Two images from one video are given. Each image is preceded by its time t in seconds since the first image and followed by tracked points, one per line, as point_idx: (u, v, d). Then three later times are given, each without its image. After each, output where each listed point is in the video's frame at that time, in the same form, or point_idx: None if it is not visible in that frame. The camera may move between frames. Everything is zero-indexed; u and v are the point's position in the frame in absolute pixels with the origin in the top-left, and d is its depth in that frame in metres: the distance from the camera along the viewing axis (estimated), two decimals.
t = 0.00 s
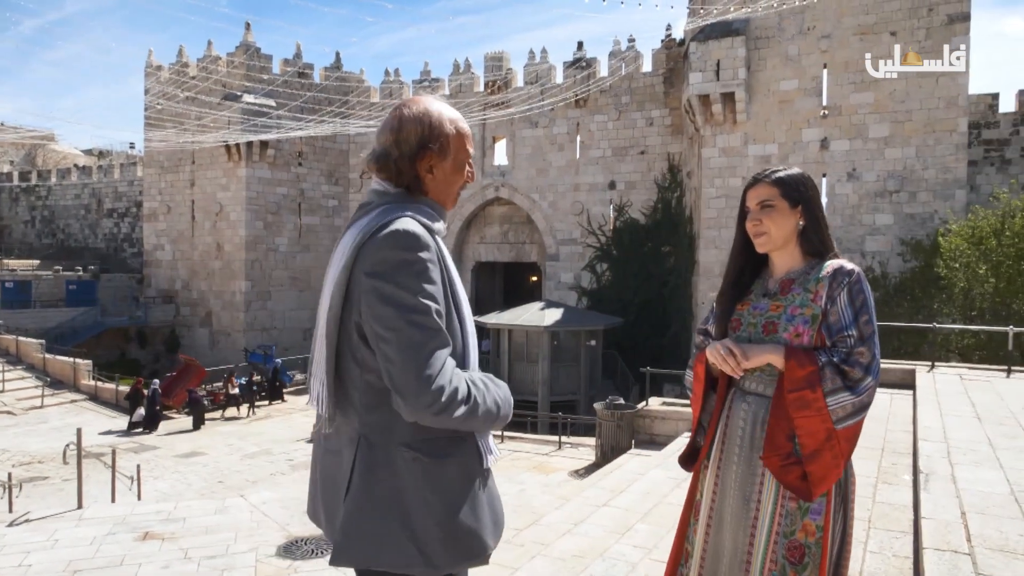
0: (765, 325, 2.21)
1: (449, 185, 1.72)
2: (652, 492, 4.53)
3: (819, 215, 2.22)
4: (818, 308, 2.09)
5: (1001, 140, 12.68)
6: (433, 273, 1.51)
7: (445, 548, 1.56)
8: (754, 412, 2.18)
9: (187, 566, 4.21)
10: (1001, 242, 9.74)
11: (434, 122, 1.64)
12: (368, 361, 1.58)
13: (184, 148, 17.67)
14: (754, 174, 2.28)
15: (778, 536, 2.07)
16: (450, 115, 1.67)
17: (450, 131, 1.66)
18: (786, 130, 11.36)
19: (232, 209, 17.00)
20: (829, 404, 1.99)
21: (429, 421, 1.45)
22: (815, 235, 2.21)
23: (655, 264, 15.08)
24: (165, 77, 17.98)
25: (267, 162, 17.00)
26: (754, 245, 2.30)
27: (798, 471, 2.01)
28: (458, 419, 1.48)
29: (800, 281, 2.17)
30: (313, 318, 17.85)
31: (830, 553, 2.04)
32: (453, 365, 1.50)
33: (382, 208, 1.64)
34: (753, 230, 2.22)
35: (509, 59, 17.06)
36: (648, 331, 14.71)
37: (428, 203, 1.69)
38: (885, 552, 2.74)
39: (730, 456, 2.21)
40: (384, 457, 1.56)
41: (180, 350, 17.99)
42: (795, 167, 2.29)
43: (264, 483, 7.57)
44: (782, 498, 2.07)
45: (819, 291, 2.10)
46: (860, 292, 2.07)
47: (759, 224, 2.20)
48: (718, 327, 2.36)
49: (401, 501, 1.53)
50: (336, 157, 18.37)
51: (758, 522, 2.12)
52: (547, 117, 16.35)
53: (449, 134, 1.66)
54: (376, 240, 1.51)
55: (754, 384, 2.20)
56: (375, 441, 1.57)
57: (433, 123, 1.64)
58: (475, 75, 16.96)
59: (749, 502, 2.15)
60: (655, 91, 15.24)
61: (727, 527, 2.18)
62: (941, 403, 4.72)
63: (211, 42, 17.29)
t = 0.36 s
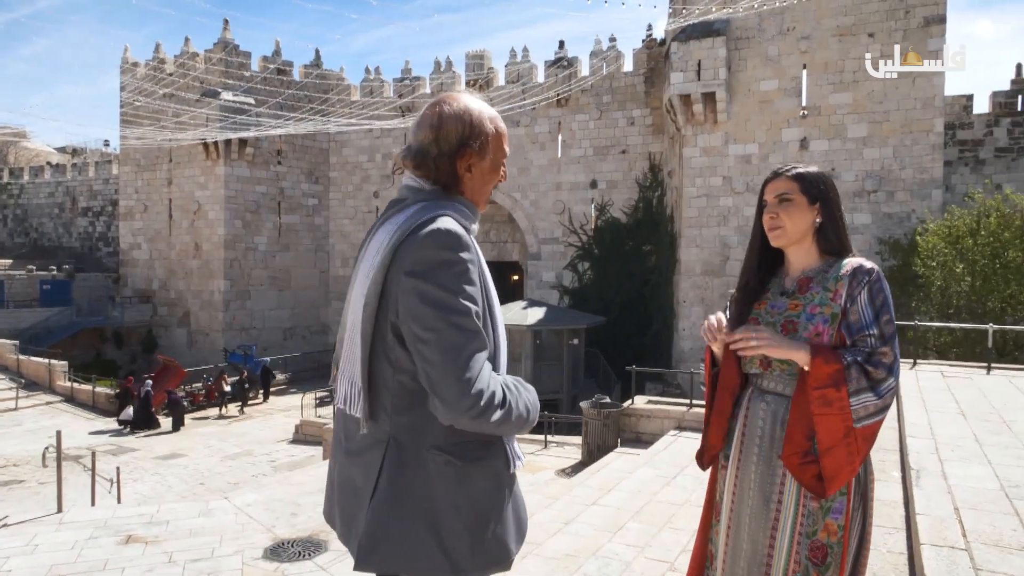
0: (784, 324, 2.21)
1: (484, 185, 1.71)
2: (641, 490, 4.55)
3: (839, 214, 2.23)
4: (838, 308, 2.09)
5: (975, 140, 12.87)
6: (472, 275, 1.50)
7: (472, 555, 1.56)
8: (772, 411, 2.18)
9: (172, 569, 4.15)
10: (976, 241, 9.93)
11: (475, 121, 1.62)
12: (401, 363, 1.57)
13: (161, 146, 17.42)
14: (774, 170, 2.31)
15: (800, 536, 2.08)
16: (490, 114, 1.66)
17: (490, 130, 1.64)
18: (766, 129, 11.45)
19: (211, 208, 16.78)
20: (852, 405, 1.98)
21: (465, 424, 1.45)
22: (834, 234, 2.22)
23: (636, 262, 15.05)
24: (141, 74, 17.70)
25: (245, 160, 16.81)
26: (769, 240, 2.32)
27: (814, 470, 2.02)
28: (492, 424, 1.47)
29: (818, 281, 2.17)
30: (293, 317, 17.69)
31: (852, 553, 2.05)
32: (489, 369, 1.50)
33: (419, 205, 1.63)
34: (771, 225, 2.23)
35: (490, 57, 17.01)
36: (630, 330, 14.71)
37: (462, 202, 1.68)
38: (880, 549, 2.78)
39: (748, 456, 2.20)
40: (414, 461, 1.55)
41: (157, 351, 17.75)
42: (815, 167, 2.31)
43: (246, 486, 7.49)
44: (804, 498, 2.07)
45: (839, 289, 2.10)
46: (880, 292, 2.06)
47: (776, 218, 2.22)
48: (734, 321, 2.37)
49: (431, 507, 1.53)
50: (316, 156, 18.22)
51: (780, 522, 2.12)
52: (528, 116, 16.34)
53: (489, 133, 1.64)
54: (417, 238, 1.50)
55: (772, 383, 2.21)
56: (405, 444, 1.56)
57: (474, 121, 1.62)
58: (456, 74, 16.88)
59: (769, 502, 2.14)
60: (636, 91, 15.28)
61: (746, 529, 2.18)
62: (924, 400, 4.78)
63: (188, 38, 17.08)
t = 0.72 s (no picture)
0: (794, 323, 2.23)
1: (503, 183, 1.71)
2: (630, 489, 4.56)
3: (846, 211, 2.25)
4: (847, 305, 2.11)
5: (954, 140, 13.07)
6: (496, 273, 1.50)
7: (490, 558, 1.56)
8: (784, 410, 2.20)
9: (159, 572, 4.10)
10: (957, 239, 10.09)
11: (495, 119, 1.61)
12: (422, 362, 1.56)
13: (141, 144, 17.22)
14: (779, 168, 2.33)
15: (815, 537, 2.08)
16: (510, 111, 1.65)
17: (509, 128, 1.63)
18: (749, 129, 11.53)
19: (192, 207, 16.61)
20: (863, 400, 1.97)
21: (489, 424, 1.44)
22: (841, 231, 2.23)
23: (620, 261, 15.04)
24: (121, 71, 17.48)
25: (227, 159, 16.65)
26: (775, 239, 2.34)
27: (817, 464, 2.05)
28: (515, 424, 1.46)
29: (827, 279, 2.19)
30: (276, 317, 17.57)
31: (865, 551, 2.07)
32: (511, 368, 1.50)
33: (440, 202, 1.62)
34: (777, 224, 2.25)
35: (474, 56, 16.98)
36: (614, 329, 14.74)
37: (483, 201, 1.67)
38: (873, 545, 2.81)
39: (759, 455, 2.21)
40: (434, 462, 1.54)
41: (138, 351, 17.55)
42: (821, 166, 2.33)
43: (230, 488, 7.42)
44: (819, 497, 2.08)
45: (849, 287, 2.12)
46: (889, 288, 2.07)
47: (782, 216, 2.24)
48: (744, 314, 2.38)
49: (451, 508, 1.52)
50: (299, 155, 18.10)
51: (793, 521, 2.12)
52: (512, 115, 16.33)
53: (509, 131, 1.64)
54: (442, 234, 1.49)
55: (785, 382, 2.23)
56: (426, 444, 1.55)
57: (493, 119, 1.62)
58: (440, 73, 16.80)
59: (782, 502, 2.15)
60: (619, 90, 15.32)
61: (758, 529, 2.18)
62: (910, 398, 4.84)
63: (169, 36, 16.90)
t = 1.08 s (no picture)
0: (799, 325, 2.22)
1: (510, 183, 1.70)
2: (629, 489, 4.56)
3: (850, 210, 2.25)
4: (854, 305, 2.11)
5: (949, 139, 13.11)
6: (504, 273, 1.49)
7: (501, 562, 1.55)
8: (794, 411, 2.19)
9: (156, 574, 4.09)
10: (952, 238, 10.14)
11: (503, 118, 1.61)
12: (429, 363, 1.55)
13: (135, 144, 17.16)
14: (785, 165, 2.33)
15: (827, 537, 2.08)
16: (518, 111, 1.65)
17: (517, 128, 1.63)
18: (745, 128, 11.54)
19: (187, 207, 16.55)
20: (880, 405, 2.00)
21: (499, 425, 1.43)
22: (845, 229, 2.23)
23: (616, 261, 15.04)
24: (115, 71, 17.41)
25: (222, 159, 16.59)
26: (777, 235, 2.33)
27: (843, 472, 2.04)
28: (524, 427, 1.46)
29: (833, 278, 2.19)
30: (271, 317, 17.54)
31: (878, 551, 2.06)
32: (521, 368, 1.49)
33: (447, 202, 1.62)
34: (781, 220, 2.25)
35: (469, 55, 16.96)
36: (611, 327, 14.75)
37: (490, 201, 1.66)
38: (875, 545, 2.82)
39: (769, 456, 2.20)
40: (445, 464, 1.54)
41: (133, 352, 17.49)
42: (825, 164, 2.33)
43: (227, 488, 7.40)
44: (830, 499, 2.08)
45: (855, 287, 2.12)
46: (895, 287, 2.07)
47: (786, 210, 2.23)
48: (748, 323, 2.34)
49: (461, 511, 1.51)
50: (294, 155, 18.06)
51: (806, 523, 2.13)
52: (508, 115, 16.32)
53: (517, 130, 1.63)
54: (449, 233, 1.49)
55: (795, 384, 2.21)
56: (435, 447, 1.55)
57: (501, 119, 1.61)
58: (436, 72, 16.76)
59: (794, 504, 2.15)
60: (615, 89, 15.31)
61: (768, 530, 2.19)
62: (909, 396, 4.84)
63: (163, 35, 16.85)
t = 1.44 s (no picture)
0: (795, 322, 2.23)
1: (501, 180, 1.70)
2: (625, 488, 4.57)
3: (844, 207, 2.25)
4: (849, 302, 2.11)
5: (943, 138, 13.15)
6: (494, 268, 1.49)
7: (496, 560, 1.55)
8: (789, 409, 2.19)
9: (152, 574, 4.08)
10: (947, 237, 10.16)
11: (493, 114, 1.60)
12: (421, 361, 1.55)
13: (130, 144, 17.11)
14: (780, 161, 2.33)
15: (820, 535, 2.08)
16: (507, 106, 1.64)
17: (507, 124, 1.62)
18: (740, 127, 11.56)
19: (182, 207, 16.51)
20: (873, 402, 1.99)
21: (490, 423, 1.43)
22: (839, 227, 2.23)
23: (612, 260, 15.04)
24: (109, 70, 17.36)
25: (217, 159, 16.55)
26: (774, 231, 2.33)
27: (835, 468, 2.03)
28: (516, 423, 1.45)
29: (827, 276, 2.19)
30: (267, 317, 17.51)
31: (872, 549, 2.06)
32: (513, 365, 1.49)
33: (438, 200, 1.61)
34: (776, 217, 2.25)
35: (465, 55, 16.94)
36: (607, 327, 14.77)
37: (483, 198, 1.66)
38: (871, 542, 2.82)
39: (764, 453, 2.20)
40: (440, 462, 1.53)
41: (128, 352, 17.44)
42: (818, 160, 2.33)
43: (222, 489, 7.39)
44: (823, 497, 2.08)
45: (849, 284, 2.12)
46: (889, 284, 2.07)
47: (784, 206, 2.23)
48: (743, 319, 2.34)
49: (455, 509, 1.51)
50: (289, 154, 18.03)
51: (798, 520, 2.13)
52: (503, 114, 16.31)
53: (507, 125, 1.62)
54: (438, 230, 1.49)
55: (789, 381, 2.21)
56: (428, 445, 1.54)
57: (491, 115, 1.60)
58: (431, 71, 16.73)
59: (787, 500, 2.15)
60: (610, 89, 15.30)
61: (762, 528, 2.19)
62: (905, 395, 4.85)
63: (157, 35, 16.81)
